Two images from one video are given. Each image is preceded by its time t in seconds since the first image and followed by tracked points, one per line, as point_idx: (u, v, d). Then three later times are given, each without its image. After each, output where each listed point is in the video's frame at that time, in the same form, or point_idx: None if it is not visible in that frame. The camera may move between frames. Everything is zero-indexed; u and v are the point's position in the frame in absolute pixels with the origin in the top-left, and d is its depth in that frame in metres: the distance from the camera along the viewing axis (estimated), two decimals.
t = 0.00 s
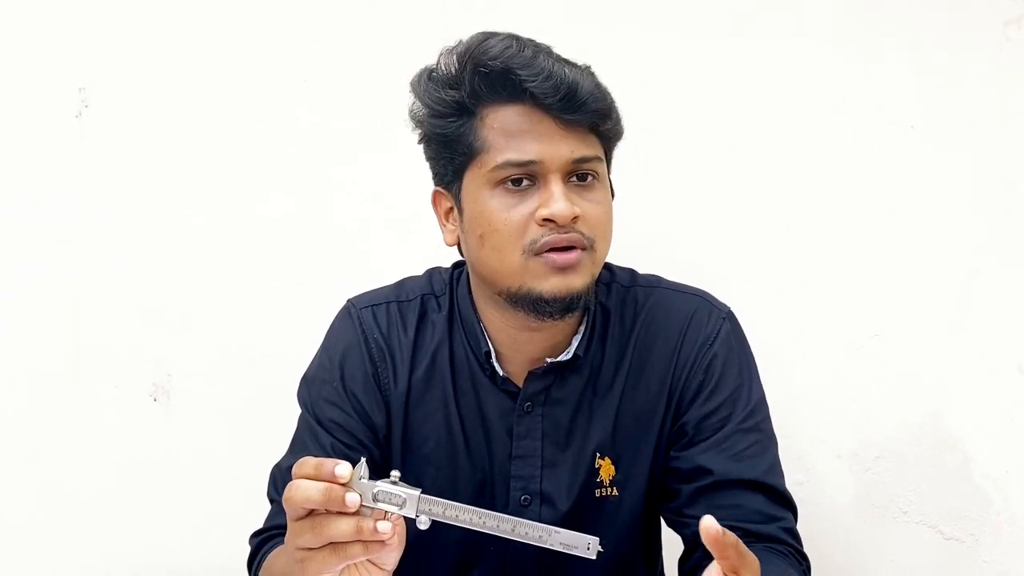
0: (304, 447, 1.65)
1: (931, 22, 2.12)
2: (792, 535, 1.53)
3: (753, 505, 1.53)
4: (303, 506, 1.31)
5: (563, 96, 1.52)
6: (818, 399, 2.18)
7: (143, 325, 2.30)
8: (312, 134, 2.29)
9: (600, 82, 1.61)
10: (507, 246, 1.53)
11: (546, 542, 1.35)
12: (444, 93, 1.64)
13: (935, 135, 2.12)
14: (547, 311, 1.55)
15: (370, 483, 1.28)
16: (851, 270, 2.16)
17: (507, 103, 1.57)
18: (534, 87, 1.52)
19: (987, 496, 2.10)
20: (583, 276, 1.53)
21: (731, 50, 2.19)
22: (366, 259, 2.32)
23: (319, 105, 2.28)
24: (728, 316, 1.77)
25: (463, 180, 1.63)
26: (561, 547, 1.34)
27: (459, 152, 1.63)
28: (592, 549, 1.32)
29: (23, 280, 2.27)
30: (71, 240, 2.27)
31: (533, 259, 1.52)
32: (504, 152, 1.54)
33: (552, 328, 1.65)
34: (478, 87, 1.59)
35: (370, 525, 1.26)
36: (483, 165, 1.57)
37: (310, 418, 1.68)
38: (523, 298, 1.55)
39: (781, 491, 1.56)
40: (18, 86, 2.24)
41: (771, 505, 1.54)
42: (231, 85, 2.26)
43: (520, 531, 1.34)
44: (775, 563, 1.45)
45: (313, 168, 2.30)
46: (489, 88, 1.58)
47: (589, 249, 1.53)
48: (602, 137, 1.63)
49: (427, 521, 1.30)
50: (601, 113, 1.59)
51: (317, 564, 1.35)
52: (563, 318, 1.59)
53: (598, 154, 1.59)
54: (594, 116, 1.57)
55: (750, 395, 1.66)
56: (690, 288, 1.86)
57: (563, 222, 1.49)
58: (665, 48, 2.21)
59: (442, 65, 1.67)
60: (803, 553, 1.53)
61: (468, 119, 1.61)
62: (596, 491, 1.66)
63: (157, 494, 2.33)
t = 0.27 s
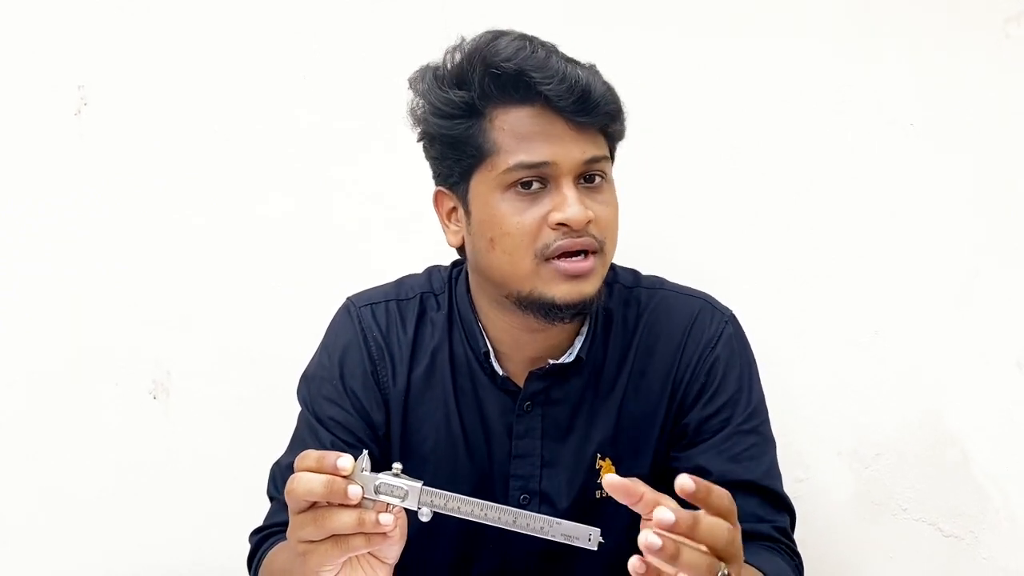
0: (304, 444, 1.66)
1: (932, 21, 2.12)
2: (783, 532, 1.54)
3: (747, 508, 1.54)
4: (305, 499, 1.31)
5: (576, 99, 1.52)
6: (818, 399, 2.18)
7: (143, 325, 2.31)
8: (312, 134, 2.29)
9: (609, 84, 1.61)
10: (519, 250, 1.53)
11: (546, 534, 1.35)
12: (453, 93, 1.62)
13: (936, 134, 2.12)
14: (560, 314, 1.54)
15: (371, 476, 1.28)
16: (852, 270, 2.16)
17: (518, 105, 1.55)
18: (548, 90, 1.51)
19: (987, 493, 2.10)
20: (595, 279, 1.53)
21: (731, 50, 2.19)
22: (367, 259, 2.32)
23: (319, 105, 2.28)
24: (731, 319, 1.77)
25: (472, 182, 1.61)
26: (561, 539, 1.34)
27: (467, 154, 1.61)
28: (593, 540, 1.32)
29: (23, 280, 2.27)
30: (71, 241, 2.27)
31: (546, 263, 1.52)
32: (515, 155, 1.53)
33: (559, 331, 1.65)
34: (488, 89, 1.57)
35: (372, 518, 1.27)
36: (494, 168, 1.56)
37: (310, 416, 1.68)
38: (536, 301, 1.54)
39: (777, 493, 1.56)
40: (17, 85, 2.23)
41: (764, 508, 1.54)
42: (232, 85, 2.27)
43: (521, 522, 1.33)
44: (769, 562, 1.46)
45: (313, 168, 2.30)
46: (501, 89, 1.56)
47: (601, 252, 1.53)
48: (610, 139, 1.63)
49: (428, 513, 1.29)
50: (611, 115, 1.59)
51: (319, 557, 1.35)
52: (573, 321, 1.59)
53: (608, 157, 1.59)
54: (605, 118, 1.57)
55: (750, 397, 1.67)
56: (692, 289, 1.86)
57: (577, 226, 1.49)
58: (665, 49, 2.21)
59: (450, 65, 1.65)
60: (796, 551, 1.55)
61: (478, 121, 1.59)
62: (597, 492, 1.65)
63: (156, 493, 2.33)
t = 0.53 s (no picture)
0: (304, 441, 1.65)
1: (931, 22, 2.12)
2: (786, 524, 1.54)
3: (748, 500, 1.54)
4: (306, 499, 1.31)
5: (587, 125, 1.49)
6: (818, 398, 2.19)
7: (143, 324, 2.31)
8: (312, 134, 2.29)
9: (622, 102, 1.57)
10: (522, 271, 1.54)
11: (548, 538, 1.35)
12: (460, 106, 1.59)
13: (935, 134, 2.13)
14: (560, 332, 1.58)
15: (374, 477, 1.28)
16: (852, 270, 2.16)
17: (527, 125, 1.52)
18: (559, 116, 1.48)
19: (986, 490, 2.11)
20: (596, 300, 1.55)
21: (731, 50, 2.20)
22: (368, 259, 2.33)
23: (320, 105, 2.29)
24: (730, 312, 1.76)
25: (476, 196, 1.60)
26: (562, 543, 1.34)
27: (472, 168, 1.59)
28: (595, 545, 1.32)
29: (23, 280, 2.28)
30: (71, 241, 2.28)
31: (549, 285, 1.53)
32: (522, 177, 1.51)
33: (562, 342, 1.65)
34: (497, 107, 1.54)
35: (374, 519, 1.26)
36: (499, 187, 1.54)
37: (310, 412, 1.68)
38: (537, 320, 1.57)
39: (778, 483, 1.56)
40: (17, 82, 2.24)
41: (765, 500, 1.54)
42: (232, 85, 2.27)
43: (522, 526, 1.34)
44: (768, 555, 1.46)
45: (313, 169, 2.30)
46: (510, 108, 1.53)
47: (603, 275, 1.54)
48: (619, 155, 1.61)
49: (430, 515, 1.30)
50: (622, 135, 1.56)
51: (320, 557, 1.35)
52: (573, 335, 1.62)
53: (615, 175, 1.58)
54: (616, 140, 1.54)
55: (749, 389, 1.67)
56: (689, 282, 1.86)
57: (581, 253, 1.50)
58: (665, 49, 2.21)
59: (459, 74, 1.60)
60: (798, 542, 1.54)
61: (484, 136, 1.57)
62: (597, 487, 1.66)
63: (157, 493, 2.34)
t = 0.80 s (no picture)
0: (302, 440, 1.65)
1: (932, 22, 2.12)
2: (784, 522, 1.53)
3: (746, 498, 1.53)
4: (300, 499, 1.31)
5: (584, 118, 1.49)
6: (818, 398, 2.19)
7: (143, 324, 2.31)
8: (312, 134, 2.30)
9: (622, 98, 1.57)
10: (514, 261, 1.54)
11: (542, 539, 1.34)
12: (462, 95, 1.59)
13: (936, 134, 2.13)
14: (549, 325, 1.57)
15: (368, 477, 1.29)
16: (852, 270, 2.16)
17: (525, 116, 1.52)
18: (557, 107, 1.48)
19: (985, 489, 2.10)
20: (588, 295, 1.55)
21: (731, 50, 2.20)
22: (368, 259, 2.33)
23: (320, 105, 2.29)
24: (726, 310, 1.77)
25: (473, 185, 1.60)
26: (556, 543, 1.33)
27: (470, 157, 1.59)
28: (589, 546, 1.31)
29: (23, 280, 2.28)
30: (71, 241, 2.28)
31: (540, 276, 1.53)
32: (519, 167, 1.51)
33: (556, 336, 1.65)
34: (498, 96, 1.54)
35: (367, 519, 1.26)
36: (495, 176, 1.54)
37: (309, 411, 1.68)
38: (527, 311, 1.56)
39: (776, 481, 1.56)
40: (15, 81, 2.24)
41: (764, 499, 1.54)
42: (232, 85, 2.27)
43: (516, 526, 1.33)
44: (766, 552, 1.45)
45: (313, 169, 2.30)
46: (509, 98, 1.53)
47: (595, 269, 1.54)
48: (618, 152, 1.61)
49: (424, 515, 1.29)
50: (621, 131, 1.56)
51: (314, 557, 1.35)
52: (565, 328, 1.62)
53: (613, 171, 1.57)
54: (614, 135, 1.54)
55: (747, 388, 1.67)
56: (686, 281, 1.86)
57: (573, 245, 1.49)
58: (665, 49, 2.21)
59: (463, 63, 1.61)
60: (797, 542, 1.53)
61: (484, 126, 1.57)
62: (596, 487, 1.66)
63: (157, 492, 2.34)
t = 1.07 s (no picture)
0: (302, 438, 1.65)
1: (932, 21, 2.12)
2: (781, 521, 1.54)
3: (744, 499, 1.54)
4: (302, 495, 1.31)
5: (578, 108, 1.50)
6: (818, 397, 2.19)
7: (142, 323, 2.31)
8: (312, 134, 2.30)
9: (618, 93, 1.59)
10: (506, 251, 1.54)
11: (542, 534, 1.36)
12: (459, 86, 1.61)
13: (936, 134, 2.13)
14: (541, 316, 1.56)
15: (370, 472, 1.28)
16: (852, 270, 2.16)
17: (520, 106, 1.54)
18: (551, 95, 1.49)
19: (984, 488, 2.11)
20: (579, 287, 1.54)
21: (731, 50, 2.20)
22: (368, 259, 2.34)
23: (320, 105, 2.29)
24: (725, 310, 1.78)
25: (469, 175, 1.61)
26: (556, 539, 1.35)
27: (467, 147, 1.61)
28: (590, 541, 1.34)
29: (22, 280, 2.28)
30: (71, 241, 2.28)
31: (532, 266, 1.53)
32: (512, 155, 1.53)
33: (551, 332, 1.65)
34: (494, 86, 1.56)
35: (369, 514, 1.26)
36: (490, 165, 1.55)
37: (309, 409, 1.68)
38: (519, 302, 1.56)
39: (773, 482, 1.56)
40: (15, 81, 2.24)
41: (763, 499, 1.54)
42: (232, 85, 2.27)
43: (516, 522, 1.34)
44: (764, 551, 1.45)
45: (313, 169, 2.31)
46: (505, 88, 1.55)
47: (587, 261, 1.53)
48: (614, 147, 1.62)
49: (426, 511, 1.29)
50: (616, 124, 1.57)
51: (316, 553, 1.35)
52: (558, 322, 1.62)
53: (608, 164, 1.58)
54: (609, 127, 1.55)
55: (746, 388, 1.67)
56: (685, 281, 1.87)
57: (565, 234, 1.49)
58: (665, 48, 2.21)
59: (460, 55, 1.63)
60: (794, 541, 1.54)
61: (480, 116, 1.59)
62: (595, 487, 1.66)
63: (157, 492, 2.34)
